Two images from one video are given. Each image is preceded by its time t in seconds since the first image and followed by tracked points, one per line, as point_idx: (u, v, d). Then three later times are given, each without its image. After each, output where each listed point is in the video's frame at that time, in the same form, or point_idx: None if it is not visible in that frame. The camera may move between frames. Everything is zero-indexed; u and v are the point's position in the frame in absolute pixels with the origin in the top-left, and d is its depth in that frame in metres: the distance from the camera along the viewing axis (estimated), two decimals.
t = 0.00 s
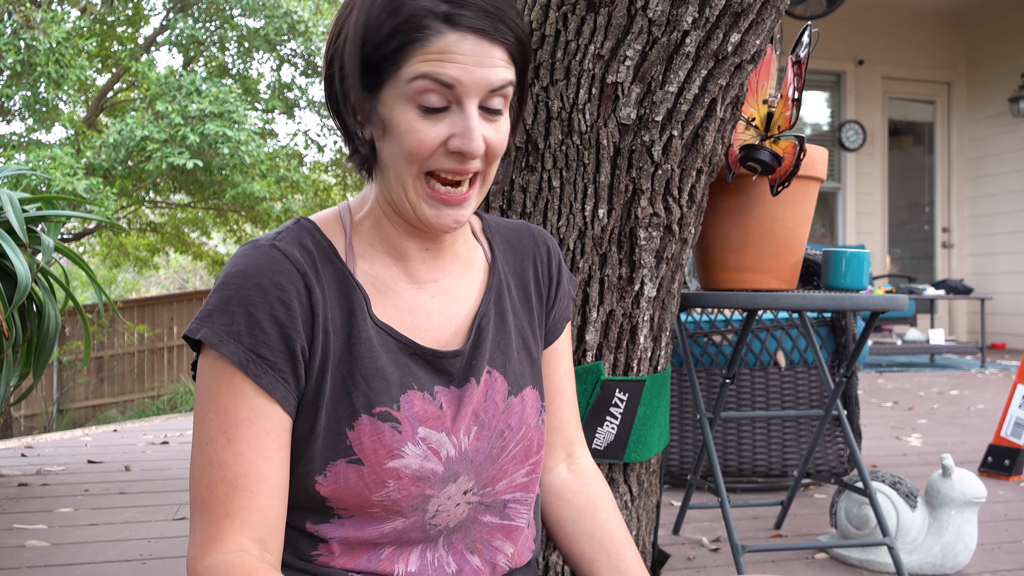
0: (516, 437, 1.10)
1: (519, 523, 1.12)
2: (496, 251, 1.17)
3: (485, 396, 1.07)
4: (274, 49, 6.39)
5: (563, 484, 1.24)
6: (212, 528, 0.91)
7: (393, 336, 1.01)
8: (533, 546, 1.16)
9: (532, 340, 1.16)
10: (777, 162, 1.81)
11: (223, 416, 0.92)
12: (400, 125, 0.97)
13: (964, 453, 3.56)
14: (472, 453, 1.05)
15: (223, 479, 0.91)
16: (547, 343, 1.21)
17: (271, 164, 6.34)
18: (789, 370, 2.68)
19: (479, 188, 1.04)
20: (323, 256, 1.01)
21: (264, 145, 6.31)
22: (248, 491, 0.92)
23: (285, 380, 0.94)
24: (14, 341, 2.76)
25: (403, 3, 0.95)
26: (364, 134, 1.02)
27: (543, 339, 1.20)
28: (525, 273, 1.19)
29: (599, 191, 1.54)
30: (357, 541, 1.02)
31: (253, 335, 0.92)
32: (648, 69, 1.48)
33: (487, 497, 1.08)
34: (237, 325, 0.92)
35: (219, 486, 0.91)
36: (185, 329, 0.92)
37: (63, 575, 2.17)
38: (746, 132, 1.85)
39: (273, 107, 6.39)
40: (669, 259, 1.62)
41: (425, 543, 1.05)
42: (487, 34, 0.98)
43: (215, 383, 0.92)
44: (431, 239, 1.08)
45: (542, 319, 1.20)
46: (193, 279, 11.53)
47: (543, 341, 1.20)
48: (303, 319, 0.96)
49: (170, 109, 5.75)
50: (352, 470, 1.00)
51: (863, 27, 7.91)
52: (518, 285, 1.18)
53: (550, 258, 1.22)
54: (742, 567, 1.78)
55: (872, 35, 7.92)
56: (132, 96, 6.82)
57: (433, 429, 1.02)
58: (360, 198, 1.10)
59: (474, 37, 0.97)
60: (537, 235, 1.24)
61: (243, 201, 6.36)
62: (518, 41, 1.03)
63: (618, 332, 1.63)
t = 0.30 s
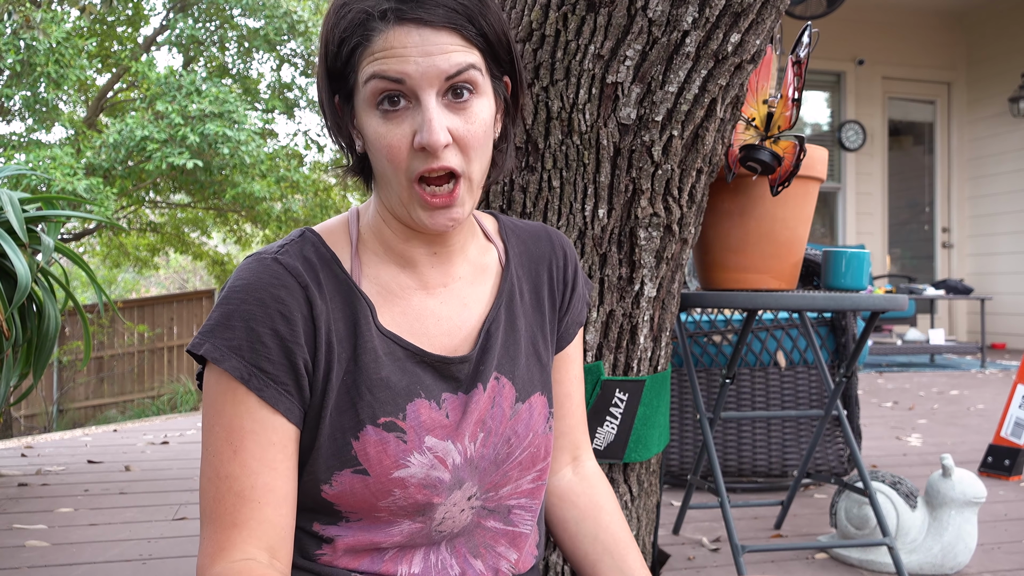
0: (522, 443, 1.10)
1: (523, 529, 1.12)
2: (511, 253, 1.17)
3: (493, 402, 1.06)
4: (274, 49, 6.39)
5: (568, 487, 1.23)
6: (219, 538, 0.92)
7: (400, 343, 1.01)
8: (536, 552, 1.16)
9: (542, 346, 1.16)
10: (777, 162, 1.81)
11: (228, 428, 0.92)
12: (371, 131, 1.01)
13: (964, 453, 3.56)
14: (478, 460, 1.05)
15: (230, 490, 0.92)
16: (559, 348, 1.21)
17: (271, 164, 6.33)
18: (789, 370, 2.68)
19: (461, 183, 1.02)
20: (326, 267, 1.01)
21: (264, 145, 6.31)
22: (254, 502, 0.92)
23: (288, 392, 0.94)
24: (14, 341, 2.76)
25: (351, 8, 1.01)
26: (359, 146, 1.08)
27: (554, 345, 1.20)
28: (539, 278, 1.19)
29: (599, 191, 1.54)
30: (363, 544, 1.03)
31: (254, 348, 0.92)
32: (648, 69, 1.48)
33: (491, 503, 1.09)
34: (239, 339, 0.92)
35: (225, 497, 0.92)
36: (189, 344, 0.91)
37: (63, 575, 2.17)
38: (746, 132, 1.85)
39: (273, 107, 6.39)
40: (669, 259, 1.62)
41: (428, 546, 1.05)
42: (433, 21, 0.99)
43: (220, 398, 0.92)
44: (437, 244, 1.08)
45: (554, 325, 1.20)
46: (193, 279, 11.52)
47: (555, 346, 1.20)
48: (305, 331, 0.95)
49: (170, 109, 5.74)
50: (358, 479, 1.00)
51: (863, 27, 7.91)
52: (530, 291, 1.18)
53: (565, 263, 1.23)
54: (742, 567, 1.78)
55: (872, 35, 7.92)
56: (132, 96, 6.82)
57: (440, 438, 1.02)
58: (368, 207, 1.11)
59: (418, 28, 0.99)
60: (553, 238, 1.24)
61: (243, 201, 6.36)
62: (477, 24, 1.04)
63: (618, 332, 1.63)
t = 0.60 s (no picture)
0: (524, 443, 1.10)
1: (524, 529, 1.13)
2: (512, 251, 1.17)
3: (494, 403, 1.06)
4: (274, 49, 6.39)
5: (567, 486, 1.23)
6: (223, 540, 0.92)
7: (401, 345, 1.01)
8: (536, 552, 1.16)
9: (543, 346, 1.15)
10: (777, 162, 1.81)
11: (232, 430, 0.92)
12: (374, 126, 1.01)
13: (965, 453, 3.56)
14: (479, 460, 1.05)
15: (233, 493, 0.92)
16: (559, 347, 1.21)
17: (271, 164, 6.33)
18: (789, 370, 2.68)
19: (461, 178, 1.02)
20: (330, 267, 1.01)
21: (264, 145, 6.31)
22: (257, 505, 0.92)
23: (292, 395, 0.94)
24: (14, 341, 2.76)
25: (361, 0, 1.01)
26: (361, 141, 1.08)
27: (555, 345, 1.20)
28: (541, 277, 1.19)
29: (599, 191, 1.54)
30: (364, 546, 1.03)
31: (258, 351, 0.92)
32: (648, 69, 1.48)
33: (492, 503, 1.09)
34: (243, 341, 0.92)
35: (228, 499, 0.92)
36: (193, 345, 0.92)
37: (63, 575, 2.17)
38: (747, 132, 1.85)
39: (273, 107, 6.39)
40: (669, 259, 1.62)
41: (428, 547, 1.05)
42: (443, 19, 1.00)
43: (224, 400, 0.92)
44: (439, 244, 1.08)
45: (556, 324, 1.19)
46: (193, 279, 11.52)
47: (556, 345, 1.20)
48: (310, 333, 0.96)
49: (170, 109, 5.74)
50: (360, 480, 1.00)
51: (863, 27, 7.91)
52: (532, 289, 1.18)
53: (569, 261, 1.22)
54: (742, 567, 1.78)
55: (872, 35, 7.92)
56: (132, 96, 6.82)
57: (442, 439, 1.02)
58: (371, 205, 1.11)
59: (427, 24, 0.99)
60: (557, 236, 1.24)
61: (243, 201, 6.37)
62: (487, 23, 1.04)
63: (618, 332, 1.63)
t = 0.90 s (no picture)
0: (524, 446, 1.10)
1: (523, 530, 1.13)
2: (512, 253, 1.18)
3: (494, 407, 1.06)
4: (274, 49, 6.38)
5: (566, 488, 1.23)
6: (227, 542, 0.92)
7: (405, 349, 1.01)
8: (536, 554, 1.16)
9: (543, 349, 1.16)
10: (777, 162, 1.81)
11: (239, 435, 0.92)
12: (372, 122, 1.01)
13: (965, 453, 3.56)
14: (480, 463, 1.05)
15: (238, 499, 0.92)
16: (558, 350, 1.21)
17: (271, 164, 6.33)
18: (789, 370, 2.68)
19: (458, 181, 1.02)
20: (340, 266, 1.01)
21: (264, 145, 6.31)
22: (263, 510, 0.92)
23: (302, 399, 0.94)
24: (14, 341, 2.75)
25: None
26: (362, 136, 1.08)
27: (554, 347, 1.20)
28: (541, 278, 1.19)
29: (599, 191, 1.54)
30: (364, 548, 1.02)
31: (272, 352, 0.92)
32: (648, 69, 1.48)
33: (492, 505, 1.09)
34: (257, 343, 0.91)
35: (234, 504, 0.92)
36: (204, 346, 0.91)
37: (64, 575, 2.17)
38: (746, 132, 1.85)
39: (273, 107, 6.38)
40: (669, 259, 1.62)
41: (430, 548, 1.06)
42: (448, 20, 1.00)
43: (233, 403, 0.91)
44: (439, 245, 1.09)
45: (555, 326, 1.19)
46: (193, 279, 11.52)
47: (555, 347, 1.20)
48: (322, 336, 0.95)
49: (170, 109, 5.74)
50: (362, 483, 1.00)
51: (863, 27, 7.91)
52: (532, 291, 1.18)
53: (570, 263, 1.22)
54: (742, 567, 1.78)
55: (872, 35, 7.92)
56: (132, 96, 6.82)
57: (444, 443, 1.02)
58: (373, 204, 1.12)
59: (432, 24, 0.99)
60: (557, 238, 1.24)
61: (243, 201, 6.37)
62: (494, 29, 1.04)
63: (618, 332, 1.63)
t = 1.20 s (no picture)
0: (525, 445, 1.10)
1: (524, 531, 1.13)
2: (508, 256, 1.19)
3: (498, 403, 1.07)
4: (274, 49, 6.38)
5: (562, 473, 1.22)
6: (217, 522, 0.89)
7: (407, 343, 1.01)
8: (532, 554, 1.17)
9: (543, 350, 1.17)
10: (777, 162, 1.81)
11: (229, 420, 0.90)
12: (427, 146, 0.97)
13: (964, 453, 3.56)
14: (482, 460, 1.06)
15: (224, 480, 0.89)
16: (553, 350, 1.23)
17: (271, 164, 6.33)
18: (789, 371, 2.68)
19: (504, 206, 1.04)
20: (332, 265, 1.01)
21: (264, 145, 6.31)
22: (253, 491, 0.90)
23: (288, 387, 0.93)
24: (14, 341, 2.75)
25: (441, 18, 0.95)
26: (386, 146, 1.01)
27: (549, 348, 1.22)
28: (534, 282, 1.21)
29: (599, 191, 1.54)
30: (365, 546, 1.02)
31: (256, 341, 0.92)
32: (648, 69, 1.48)
33: (493, 504, 1.10)
34: (241, 330, 0.91)
35: (221, 485, 0.89)
36: (189, 331, 0.91)
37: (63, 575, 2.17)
38: (746, 132, 1.85)
39: (273, 107, 6.38)
40: (669, 259, 1.62)
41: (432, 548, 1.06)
42: (523, 57, 0.98)
43: (220, 390, 0.90)
44: (443, 246, 1.09)
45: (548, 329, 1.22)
46: (193, 279, 11.52)
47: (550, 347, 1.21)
48: (306, 327, 0.95)
49: (170, 109, 5.74)
50: (364, 478, 0.99)
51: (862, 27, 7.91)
52: (530, 294, 1.20)
53: (559, 267, 1.26)
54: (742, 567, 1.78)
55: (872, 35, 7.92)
56: (132, 96, 6.81)
57: (446, 437, 1.02)
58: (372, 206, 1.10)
59: (512, 61, 0.97)
60: (547, 246, 1.27)
61: (243, 201, 6.37)
62: (552, 64, 1.04)
63: (618, 332, 1.63)
